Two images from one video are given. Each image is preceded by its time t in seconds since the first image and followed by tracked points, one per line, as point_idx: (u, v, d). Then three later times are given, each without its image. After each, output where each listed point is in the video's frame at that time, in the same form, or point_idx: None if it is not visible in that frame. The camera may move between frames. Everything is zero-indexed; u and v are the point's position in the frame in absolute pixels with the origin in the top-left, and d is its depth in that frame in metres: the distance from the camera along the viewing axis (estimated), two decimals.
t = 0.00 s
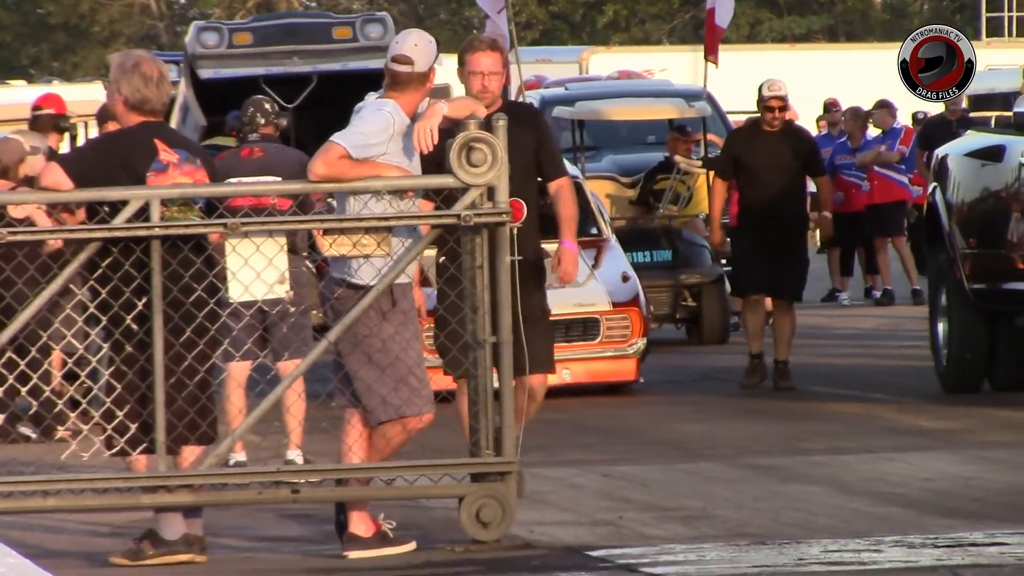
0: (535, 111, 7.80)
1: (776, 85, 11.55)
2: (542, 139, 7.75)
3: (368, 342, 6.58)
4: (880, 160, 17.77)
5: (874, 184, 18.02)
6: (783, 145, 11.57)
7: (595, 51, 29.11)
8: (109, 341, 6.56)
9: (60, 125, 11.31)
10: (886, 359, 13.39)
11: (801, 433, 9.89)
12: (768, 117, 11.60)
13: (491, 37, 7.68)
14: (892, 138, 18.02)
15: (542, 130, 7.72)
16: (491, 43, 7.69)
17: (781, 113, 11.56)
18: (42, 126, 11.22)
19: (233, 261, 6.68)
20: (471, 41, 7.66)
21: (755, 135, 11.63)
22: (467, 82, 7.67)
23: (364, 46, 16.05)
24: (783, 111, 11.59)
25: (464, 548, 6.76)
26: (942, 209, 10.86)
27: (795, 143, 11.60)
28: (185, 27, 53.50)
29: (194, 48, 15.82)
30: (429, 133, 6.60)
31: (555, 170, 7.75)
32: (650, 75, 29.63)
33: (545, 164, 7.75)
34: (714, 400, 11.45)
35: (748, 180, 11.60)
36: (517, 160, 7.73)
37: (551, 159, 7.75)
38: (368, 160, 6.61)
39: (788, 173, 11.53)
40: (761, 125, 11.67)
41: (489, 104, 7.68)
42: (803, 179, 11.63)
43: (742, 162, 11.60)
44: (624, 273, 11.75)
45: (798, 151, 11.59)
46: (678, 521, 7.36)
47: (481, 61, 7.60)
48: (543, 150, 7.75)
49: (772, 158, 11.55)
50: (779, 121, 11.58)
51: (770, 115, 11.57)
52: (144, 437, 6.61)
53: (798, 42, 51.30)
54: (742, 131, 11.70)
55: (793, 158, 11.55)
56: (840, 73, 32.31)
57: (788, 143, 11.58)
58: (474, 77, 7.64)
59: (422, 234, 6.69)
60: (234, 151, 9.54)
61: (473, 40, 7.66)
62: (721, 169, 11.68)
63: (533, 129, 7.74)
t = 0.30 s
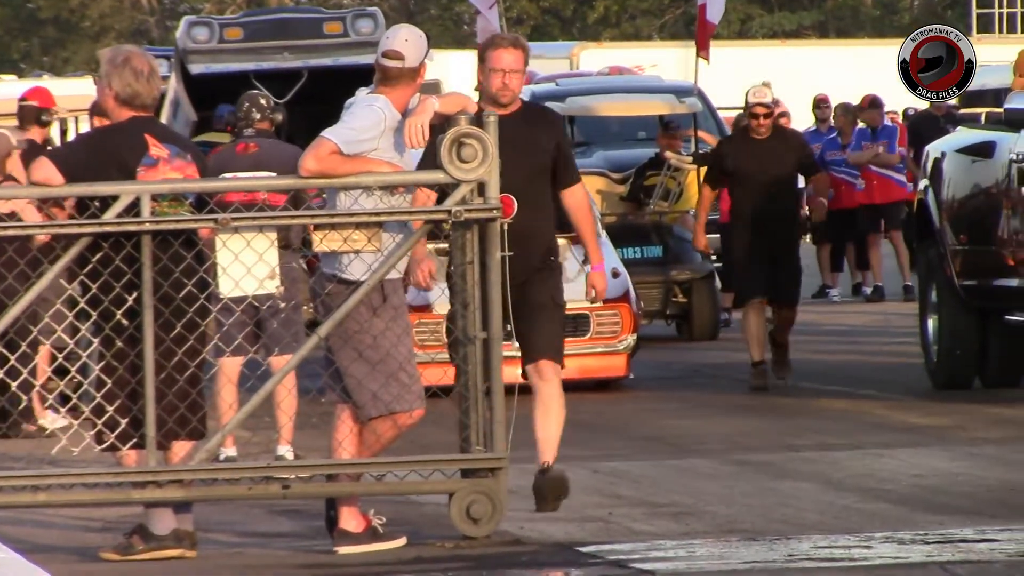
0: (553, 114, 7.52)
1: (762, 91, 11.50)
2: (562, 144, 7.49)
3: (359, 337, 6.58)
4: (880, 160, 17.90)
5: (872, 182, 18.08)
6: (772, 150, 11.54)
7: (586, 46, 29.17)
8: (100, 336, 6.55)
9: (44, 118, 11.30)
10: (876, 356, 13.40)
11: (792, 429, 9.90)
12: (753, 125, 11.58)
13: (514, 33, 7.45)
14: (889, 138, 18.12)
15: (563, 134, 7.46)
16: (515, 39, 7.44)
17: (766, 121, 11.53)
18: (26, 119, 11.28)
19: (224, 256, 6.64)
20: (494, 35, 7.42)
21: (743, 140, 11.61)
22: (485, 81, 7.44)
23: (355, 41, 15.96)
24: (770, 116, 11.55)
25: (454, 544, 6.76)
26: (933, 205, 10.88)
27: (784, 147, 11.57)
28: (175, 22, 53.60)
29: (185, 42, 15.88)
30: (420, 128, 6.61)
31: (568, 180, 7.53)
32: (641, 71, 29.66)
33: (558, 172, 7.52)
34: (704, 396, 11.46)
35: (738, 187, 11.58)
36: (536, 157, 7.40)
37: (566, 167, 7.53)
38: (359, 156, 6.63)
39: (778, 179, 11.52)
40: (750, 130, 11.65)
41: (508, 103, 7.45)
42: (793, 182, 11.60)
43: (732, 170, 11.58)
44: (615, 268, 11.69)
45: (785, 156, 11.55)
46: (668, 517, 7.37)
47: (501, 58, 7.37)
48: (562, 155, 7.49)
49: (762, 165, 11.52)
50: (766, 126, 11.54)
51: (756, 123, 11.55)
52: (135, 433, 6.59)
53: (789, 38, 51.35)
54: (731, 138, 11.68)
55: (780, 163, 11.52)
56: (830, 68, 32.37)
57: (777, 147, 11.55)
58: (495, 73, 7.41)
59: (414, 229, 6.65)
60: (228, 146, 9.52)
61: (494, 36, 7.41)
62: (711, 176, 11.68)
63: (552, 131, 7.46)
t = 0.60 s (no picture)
0: (572, 99, 7.52)
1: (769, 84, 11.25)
2: (579, 129, 7.47)
3: (352, 335, 6.58)
4: (877, 164, 17.83)
5: (871, 185, 17.95)
6: (777, 145, 11.28)
7: (580, 44, 29.20)
8: (93, 334, 6.54)
9: (23, 115, 11.35)
10: (869, 354, 13.41)
11: (785, 427, 9.90)
12: (758, 118, 11.32)
13: (538, 19, 7.46)
14: (885, 140, 18.05)
15: (580, 120, 7.44)
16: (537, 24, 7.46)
17: (773, 116, 11.26)
18: (5, 117, 11.32)
19: (217, 254, 6.63)
20: (519, 20, 7.44)
21: (749, 134, 11.35)
22: (507, 64, 7.45)
23: (348, 39, 15.99)
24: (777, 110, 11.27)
25: (448, 541, 6.76)
26: (926, 203, 10.88)
27: (789, 141, 11.31)
28: (168, 20, 53.59)
29: (178, 40, 15.79)
30: (413, 125, 6.62)
31: (588, 163, 7.49)
32: (634, 69, 29.67)
33: (578, 156, 7.50)
34: (698, 394, 11.47)
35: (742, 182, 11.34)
36: (550, 143, 7.42)
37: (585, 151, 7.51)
38: (353, 153, 6.62)
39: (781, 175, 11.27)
40: (756, 123, 11.38)
41: (528, 87, 7.47)
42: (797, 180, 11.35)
43: (736, 163, 11.33)
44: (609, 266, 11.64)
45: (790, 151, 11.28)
46: (662, 515, 7.37)
47: (524, 42, 7.37)
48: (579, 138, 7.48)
49: (768, 159, 11.26)
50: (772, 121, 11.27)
51: (761, 117, 11.27)
52: (128, 430, 6.59)
53: (782, 36, 51.36)
54: (736, 130, 11.40)
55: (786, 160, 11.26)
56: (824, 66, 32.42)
57: (782, 143, 11.27)
58: (516, 57, 7.42)
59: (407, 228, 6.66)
60: (224, 144, 9.50)
61: (518, 20, 7.44)
62: (716, 167, 11.39)
63: (568, 118, 7.46)
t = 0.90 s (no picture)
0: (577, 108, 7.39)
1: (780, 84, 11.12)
2: (587, 139, 7.33)
3: (347, 338, 6.58)
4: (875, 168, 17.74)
5: (868, 189, 17.92)
6: (787, 145, 11.14)
7: (576, 46, 29.24)
8: (89, 337, 6.54)
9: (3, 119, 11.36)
10: (864, 357, 13.41)
11: (781, 430, 9.90)
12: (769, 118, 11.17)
13: (540, 31, 7.35)
14: (884, 143, 17.91)
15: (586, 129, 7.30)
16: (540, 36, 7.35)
17: (785, 114, 11.12)
18: None
19: (213, 257, 6.63)
20: (520, 33, 7.33)
21: (760, 134, 11.20)
22: (509, 75, 7.29)
23: (343, 41, 15.97)
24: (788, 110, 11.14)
25: (442, 545, 6.76)
26: (922, 207, 10.89)
27: (798, 142, 11.18)
28: (164, 23, 53.66)
29: (175, 43, 15.83)
30: (410, 129, 6.60)
31: (599, 170, 7.34)
32: (631, 71, 29.71)
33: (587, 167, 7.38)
34: (693, 397, 11.47)
35: (749, 179, 11.21)
36: (561, 156, 7.27)
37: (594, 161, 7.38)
38: (348, 157, 6.61)
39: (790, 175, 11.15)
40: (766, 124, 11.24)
41: (533, 99, 7.31)
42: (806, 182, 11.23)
43: (744, 159, 11.20)
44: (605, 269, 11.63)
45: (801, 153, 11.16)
46: (657, 518, 7.37)
47: (528, 52, 7.25)
48: (587, 148, 7.33)
49: (778, 160, 11.12)
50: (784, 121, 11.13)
51: (773, 115, 11.15)
52: (124, 433, 6.57)
53: (778, 39, 51.41)
54: (747, 126, 11.26)
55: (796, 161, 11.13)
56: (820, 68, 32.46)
57: (791, 143, 11.15)
58: (519, 69, 7.26)
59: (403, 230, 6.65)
60: (219, 147, 9.48)
61: (520, 33, 7.34)
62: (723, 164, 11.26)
63: (575, 128, 7.33)
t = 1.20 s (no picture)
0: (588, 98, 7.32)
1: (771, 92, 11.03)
2: (596, 132, 7.27)
3: (344, 342, 6.58)
4: (873, 168, 17.77)
5: (864, 191, 17.86)
6: (783, 153, 11.10)
7: (573, 50, 29.30)
8: (85, 340, 6.53)
9: None
10: (860, 362, 13.41)
11: (777, 435, 9.91)
12: (761, 125, 11.09)
13: (548, 16, 7.32)
14: (881, 145, 18.03)
15: (596, 121, 7.23)
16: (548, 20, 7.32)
17: (775, 121, 11.04)
18: None
19: (210, 260, 6.70)
20: (529, 19, 7.31)
21: (754, 145, 11.14)
22: (518, 61, 7.25)
23: (341, 45, 16.04)
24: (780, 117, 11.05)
25: (438, 549, 6.76)
26: (918, 212, 10.90)
27: (794, 150, 11.11)
28: (161, 27, 53.68)
29: (171, 46, 15.89)
30: (406, 132, 6.60)
31: (603, 166, 7.32)
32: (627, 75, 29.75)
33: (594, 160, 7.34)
34: (689, 402, 11.48)
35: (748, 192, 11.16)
36: (570, 148, 7.22)
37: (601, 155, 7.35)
38: (345, 161, 6.61)
39: (790, 183, 11.08)
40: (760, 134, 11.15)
41: (542, 84, 7.24)
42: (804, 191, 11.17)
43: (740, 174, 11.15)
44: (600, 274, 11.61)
45: (796, 163, 11.10)
46: (653, 523, 7.38)
47: (535, 37, 7.22)
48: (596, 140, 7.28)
49: (774, 171, 11.08)
50: (777, 130, 11.04)
51: (763, 122, 11.07)
52: (119, 437, 6.59)
53: (774, 43, 51.48)
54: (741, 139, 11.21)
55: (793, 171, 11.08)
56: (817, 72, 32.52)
57: (787, 150, 11.09)
58: (528, 52, 7.23)
59: (399, 235, 6.64)
60: (214, 150, 9.47)
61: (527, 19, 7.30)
62: (719, 182, 11.24)
63: (585, 118, 7.26)
